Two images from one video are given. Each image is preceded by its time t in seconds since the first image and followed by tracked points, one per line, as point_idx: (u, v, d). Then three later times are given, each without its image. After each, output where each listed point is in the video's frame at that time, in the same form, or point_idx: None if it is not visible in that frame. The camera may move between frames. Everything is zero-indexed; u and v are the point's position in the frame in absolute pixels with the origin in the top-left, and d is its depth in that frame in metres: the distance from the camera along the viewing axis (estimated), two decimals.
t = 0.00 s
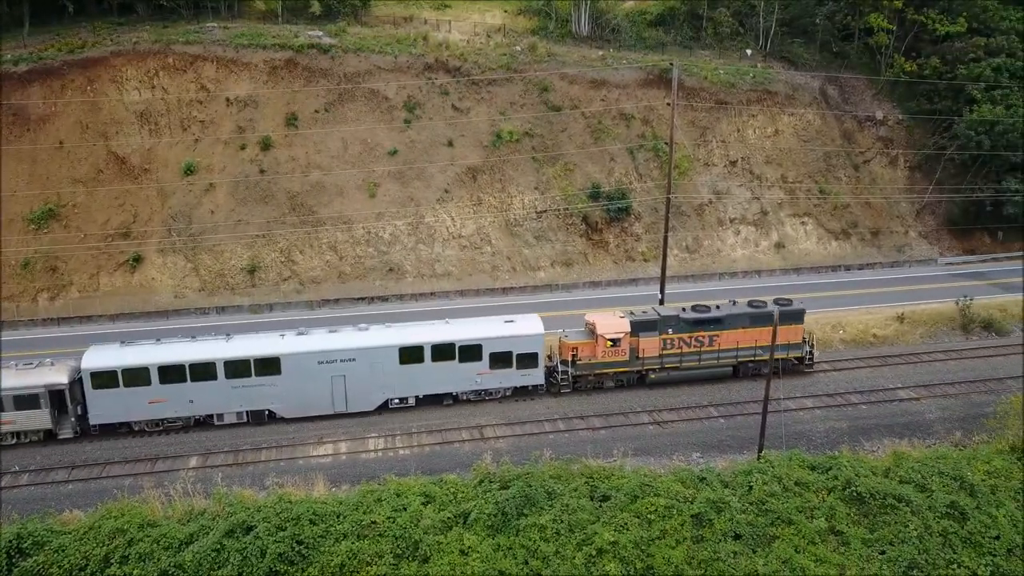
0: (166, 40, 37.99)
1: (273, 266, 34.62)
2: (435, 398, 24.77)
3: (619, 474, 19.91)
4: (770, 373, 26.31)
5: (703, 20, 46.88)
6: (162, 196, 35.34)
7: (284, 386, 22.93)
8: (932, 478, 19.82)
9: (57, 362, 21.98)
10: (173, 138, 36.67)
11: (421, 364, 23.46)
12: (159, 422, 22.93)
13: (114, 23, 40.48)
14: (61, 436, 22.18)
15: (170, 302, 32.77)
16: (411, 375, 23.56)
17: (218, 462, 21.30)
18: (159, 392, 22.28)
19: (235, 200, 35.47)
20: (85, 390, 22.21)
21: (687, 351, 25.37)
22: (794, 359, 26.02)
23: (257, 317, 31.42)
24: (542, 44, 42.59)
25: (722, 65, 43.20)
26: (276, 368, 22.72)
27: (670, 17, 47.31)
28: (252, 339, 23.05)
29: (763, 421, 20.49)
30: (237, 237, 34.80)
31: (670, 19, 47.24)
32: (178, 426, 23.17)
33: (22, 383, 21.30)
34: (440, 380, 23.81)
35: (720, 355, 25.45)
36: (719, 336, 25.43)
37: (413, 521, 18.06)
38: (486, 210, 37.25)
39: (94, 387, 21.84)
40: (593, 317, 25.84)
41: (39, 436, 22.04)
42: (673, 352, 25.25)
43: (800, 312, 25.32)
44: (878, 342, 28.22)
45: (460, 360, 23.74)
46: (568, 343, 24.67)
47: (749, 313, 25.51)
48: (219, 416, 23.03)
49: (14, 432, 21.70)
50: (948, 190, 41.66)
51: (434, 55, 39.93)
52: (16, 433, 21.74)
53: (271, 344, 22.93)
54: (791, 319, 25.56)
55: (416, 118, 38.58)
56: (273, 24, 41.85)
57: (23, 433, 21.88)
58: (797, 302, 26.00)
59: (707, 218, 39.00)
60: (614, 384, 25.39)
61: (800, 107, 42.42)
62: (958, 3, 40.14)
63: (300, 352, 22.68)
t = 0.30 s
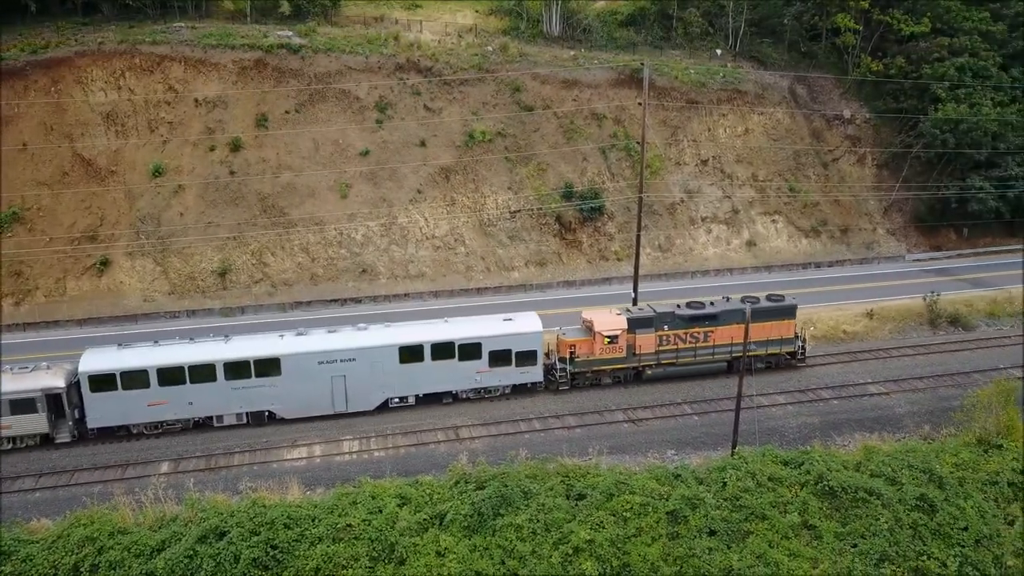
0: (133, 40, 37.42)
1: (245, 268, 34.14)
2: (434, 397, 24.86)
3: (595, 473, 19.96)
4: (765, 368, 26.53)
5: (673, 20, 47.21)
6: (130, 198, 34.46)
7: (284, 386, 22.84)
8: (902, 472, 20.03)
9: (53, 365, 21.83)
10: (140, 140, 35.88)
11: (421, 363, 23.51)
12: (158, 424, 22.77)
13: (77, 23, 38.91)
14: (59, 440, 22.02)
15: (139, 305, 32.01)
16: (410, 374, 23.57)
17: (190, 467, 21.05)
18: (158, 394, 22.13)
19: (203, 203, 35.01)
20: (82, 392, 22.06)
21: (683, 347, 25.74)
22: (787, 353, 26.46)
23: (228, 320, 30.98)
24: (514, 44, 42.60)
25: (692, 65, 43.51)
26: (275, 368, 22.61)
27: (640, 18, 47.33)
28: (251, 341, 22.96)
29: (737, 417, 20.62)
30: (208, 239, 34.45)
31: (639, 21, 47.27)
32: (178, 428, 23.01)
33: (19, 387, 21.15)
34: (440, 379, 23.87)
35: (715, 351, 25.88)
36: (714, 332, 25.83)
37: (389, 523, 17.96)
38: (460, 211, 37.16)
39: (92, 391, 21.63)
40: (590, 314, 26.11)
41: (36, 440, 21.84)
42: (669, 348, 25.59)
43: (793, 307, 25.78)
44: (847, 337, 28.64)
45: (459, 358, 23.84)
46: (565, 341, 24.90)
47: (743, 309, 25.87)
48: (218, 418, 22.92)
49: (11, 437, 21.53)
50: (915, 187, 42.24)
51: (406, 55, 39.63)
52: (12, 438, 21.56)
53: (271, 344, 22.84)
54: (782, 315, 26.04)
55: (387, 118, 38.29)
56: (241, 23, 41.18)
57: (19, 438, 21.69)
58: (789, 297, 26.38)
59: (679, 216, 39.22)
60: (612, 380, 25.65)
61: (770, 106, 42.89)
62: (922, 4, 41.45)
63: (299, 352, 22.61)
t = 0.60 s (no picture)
0: (100, 40, 36.24)
1: (217, 270, 33.65)
2: (435, 396, 24.95)
3: (573, 472, 19.99)
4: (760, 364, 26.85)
5: (645, 20, 47.37)
6: (99, 200, 33.39)
7: (286, 387, 22.81)
8: (874, 466, 20.28)
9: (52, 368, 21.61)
10: (109, 142, 34.89)
11: (423, 362, 23.62)
12: (159, 426, 22.60)
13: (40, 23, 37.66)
14: (59, 443, 21.73)
15: (109, 310, 30.90)
16: (411, 373, 23.67)
17: (163, 472, 20.78)
18: (159, 396, 21.97)
19: (175, 205, 34.26)
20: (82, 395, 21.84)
21: (680, 343, 26.09)
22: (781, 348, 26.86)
23: (200, 323, 30.58)
24: (487, 44, 42.42)
25: (665, 64, 43.64)
26: (275, 369, 22.56)
27: (613, 18, 47.10)
28: (253, 341, 22.90)
29: (712, 415, 20.75)
30: (180, 241, 33.71)
31: (613, 20, 47.10)
32: (179, 430, 22.86)
33: (18, 390, 20.85)
34: (441, 377, 23.98)
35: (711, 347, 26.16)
36: (709, 328, 26.22)
37: (366, 526, 17.85)
38: (435, 211, 37.05)
39: (92, 393, 21.44)
40: (588, 312, 26.40)
41: (35, 445, 21.52)
42: (666, 345, 25.93)
43: (785, 304, 26.28)
44: (820, 334, 28.94)
45: (461, 357, 23.98)
46: (565, 338, 25.14)
47: (738, 305, 26.13)
48: (221, 419, 22.82)
49: (9, 441, 21.19)
50: (884, 185, 43.03)
51: (378, 56, 39.16)
52: (11, 442, 21.23)
53: (273, 344, 22.81)
54: (776, 310, 26.48)
55: (361, 118, 37.89)
56: (210, 24, 40.10)
57: (18, 442, 21.38)
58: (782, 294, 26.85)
59: (653, 216, 39.39)
60: (610, 377, 25.92)
61: (742, 106, 43.22)
62: (890, 4, 41.77)
63: (301, 352, 22.59)
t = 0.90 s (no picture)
0: (68, 40, 35.58)
1: (190, 273, 33.12)
2: (436, 395, 25.06)
3: (550, 471, 19.98)
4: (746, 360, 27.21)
5: (618, 20, 47.51)
6: (68, 204, 32.34)
7: (289, 387, 22.84)
8: (849, 461, 20.46)
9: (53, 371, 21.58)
10: (78, 144, 34.01)
11: (425, 361, 23.75)
12: (162, 428, 22.56)
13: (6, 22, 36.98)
14: (60, 447, 21.61)
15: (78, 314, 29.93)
16: (413, 371, 23.79)
17: (137, 478, 20.50)
18: (162, 397, 21.92)
19: (146, 207, 33.67)
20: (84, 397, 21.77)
21: (677, 339, 26.46)
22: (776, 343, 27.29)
23: (174, 327, 30.22)
24: (462, 44, 42.34)
25: (640, 64, 43.84)
26: (250, 373, 22.35)
27: (587, 18, 47.38)
28: (255, 342, 22.94)
29: (689, 413, 20.86)
30: (151, 245, 32.97)
31: (587, 20, 47.38)
32: (181, 432, 22.81)
33: (19, 393, 20.74)
34: (442, 375, 24.12)
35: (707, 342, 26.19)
36: (706, 324, 26.16)
37: (343, 529, 17.73)
38: (411, 212, 36.94)
39: (94, 395, 21.38)
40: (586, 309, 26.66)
41: (36, 448, 21.40)
42: (664, 341, 26.26)
43: (779, 299, 26.76)
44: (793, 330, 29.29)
45: (462, 355, 24.15)
46: (564, 335, 25.35)
47: (733, 301, 26.34)
48: (223, 419, 22.79)
49: (10, 445, 21.04)
50: (856, 184, 43.45)
51: (352, 56, 38.96)
52: (12, 446, 21.09)
53: (276, 344, 22.84)
54: (770, 306, 26.95)
55: (335, 119, 37.65)
56: (180, 24, 39.56)
57: (19, 446, 21.24)
58: (775, 290, 27.34)
59: (628, 215, 39.57)
60: (608, 373, 26.17)
61: (715, 106, 43.57)
62: (860, 4, 42.40)
63: (304, 352, 22.64)
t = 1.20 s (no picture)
0: (35, 39, 34.89)
1: (163, 276, 32.65)
2: (437, 393, 25.16)
3: (529, 471, 19.97)
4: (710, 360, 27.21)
5: (593, 20, 47.68)
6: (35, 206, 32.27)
7: (292, 387, 22.80)
8: (824, 457, 20.64)
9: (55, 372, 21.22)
10: (46, 145, 33.56)
11: (427, 359, 23.83)
12: (165, 428, 22.44)
13: None
14: (62, 449, 21.31)
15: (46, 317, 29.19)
16: (415, 370, 23.87)
17: (111, 484, 20.19)
18: (166, 398, 21.80)
19: (117, 209, 33.01)
20: (87, 399, 21.49)
21: (675, 335, 26.54)
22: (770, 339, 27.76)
23: (146, 331, 29.82)
24: (436, 45, 42.23)
25: (614, 65, 44.02)
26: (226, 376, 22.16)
27: (562, 18, 47.45)
28: (258, 342, 22.88)
29: (666, 411, 20.95)
30: (122, 248, 32.38)
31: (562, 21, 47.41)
32: (185, 432, 22.71)
33: (20, 396, 20.35)
34: (444, 373, 24.24)
35: (703, 338, 26.59)
36: (701, 320, 26.53)
37: (321, 532, 17.59)
38: (386, 213, 36.77)
39: (97, 397, 21.19)
40: (584, 306, 26.80)
41: (39, 450, 21.12)
42: (661, 337, 26.58)
43: (774, 295, 27.15)
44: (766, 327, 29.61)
45: (464, 353, 24.25)
46: (563, 332, 25.56)
47: (728, 297, 26.75)
48: (226, 420, 22.74)
49: (12, 447, 20.70)
50: (828, 183, 43.94)
51: (326, 56, 38.70)
52: (14, 448, 20.76)
53: (278, 344, 22.78)
54: (764, 302, 27.36)
55: (309, 120, 37.38)
56: (151, 23, 38.95)
57: (21, 448, 20.91)
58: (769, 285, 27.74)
59: (604, 215, 39.71)
60: (607, 370, 26.42)
61: (689, 105, 43.87)
62: (831, 5, 42.99)
63: (307, 351, 22.59)
